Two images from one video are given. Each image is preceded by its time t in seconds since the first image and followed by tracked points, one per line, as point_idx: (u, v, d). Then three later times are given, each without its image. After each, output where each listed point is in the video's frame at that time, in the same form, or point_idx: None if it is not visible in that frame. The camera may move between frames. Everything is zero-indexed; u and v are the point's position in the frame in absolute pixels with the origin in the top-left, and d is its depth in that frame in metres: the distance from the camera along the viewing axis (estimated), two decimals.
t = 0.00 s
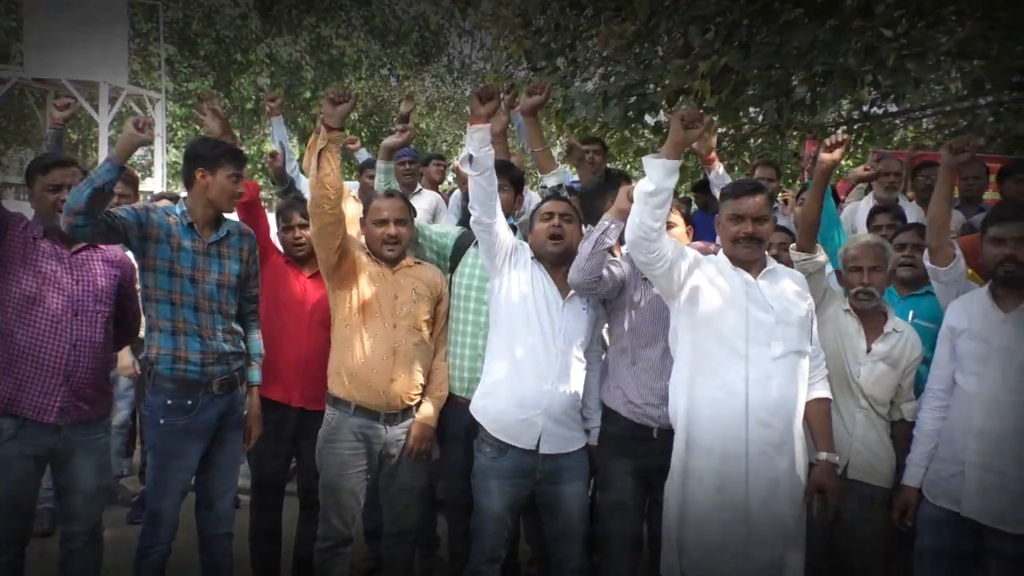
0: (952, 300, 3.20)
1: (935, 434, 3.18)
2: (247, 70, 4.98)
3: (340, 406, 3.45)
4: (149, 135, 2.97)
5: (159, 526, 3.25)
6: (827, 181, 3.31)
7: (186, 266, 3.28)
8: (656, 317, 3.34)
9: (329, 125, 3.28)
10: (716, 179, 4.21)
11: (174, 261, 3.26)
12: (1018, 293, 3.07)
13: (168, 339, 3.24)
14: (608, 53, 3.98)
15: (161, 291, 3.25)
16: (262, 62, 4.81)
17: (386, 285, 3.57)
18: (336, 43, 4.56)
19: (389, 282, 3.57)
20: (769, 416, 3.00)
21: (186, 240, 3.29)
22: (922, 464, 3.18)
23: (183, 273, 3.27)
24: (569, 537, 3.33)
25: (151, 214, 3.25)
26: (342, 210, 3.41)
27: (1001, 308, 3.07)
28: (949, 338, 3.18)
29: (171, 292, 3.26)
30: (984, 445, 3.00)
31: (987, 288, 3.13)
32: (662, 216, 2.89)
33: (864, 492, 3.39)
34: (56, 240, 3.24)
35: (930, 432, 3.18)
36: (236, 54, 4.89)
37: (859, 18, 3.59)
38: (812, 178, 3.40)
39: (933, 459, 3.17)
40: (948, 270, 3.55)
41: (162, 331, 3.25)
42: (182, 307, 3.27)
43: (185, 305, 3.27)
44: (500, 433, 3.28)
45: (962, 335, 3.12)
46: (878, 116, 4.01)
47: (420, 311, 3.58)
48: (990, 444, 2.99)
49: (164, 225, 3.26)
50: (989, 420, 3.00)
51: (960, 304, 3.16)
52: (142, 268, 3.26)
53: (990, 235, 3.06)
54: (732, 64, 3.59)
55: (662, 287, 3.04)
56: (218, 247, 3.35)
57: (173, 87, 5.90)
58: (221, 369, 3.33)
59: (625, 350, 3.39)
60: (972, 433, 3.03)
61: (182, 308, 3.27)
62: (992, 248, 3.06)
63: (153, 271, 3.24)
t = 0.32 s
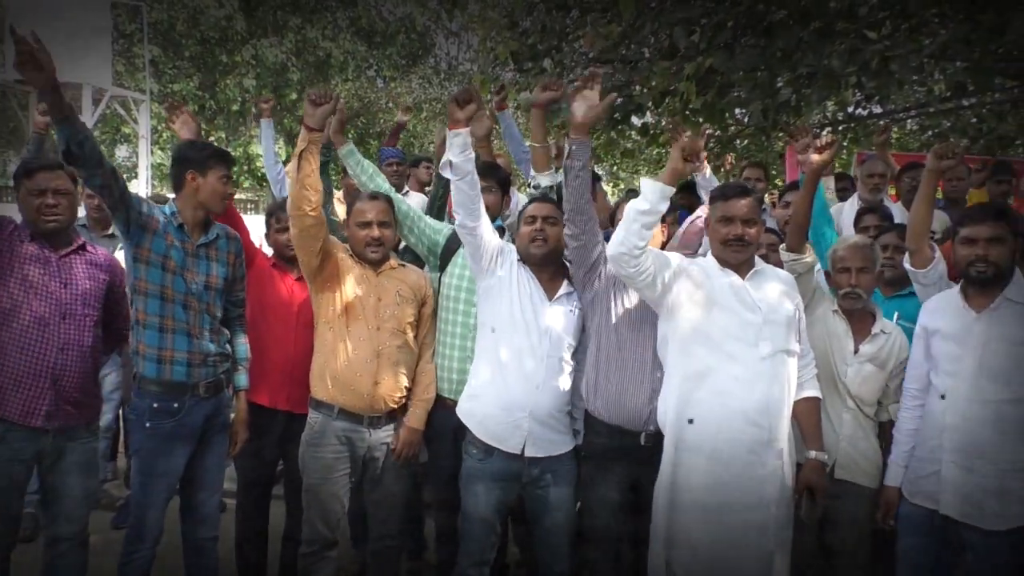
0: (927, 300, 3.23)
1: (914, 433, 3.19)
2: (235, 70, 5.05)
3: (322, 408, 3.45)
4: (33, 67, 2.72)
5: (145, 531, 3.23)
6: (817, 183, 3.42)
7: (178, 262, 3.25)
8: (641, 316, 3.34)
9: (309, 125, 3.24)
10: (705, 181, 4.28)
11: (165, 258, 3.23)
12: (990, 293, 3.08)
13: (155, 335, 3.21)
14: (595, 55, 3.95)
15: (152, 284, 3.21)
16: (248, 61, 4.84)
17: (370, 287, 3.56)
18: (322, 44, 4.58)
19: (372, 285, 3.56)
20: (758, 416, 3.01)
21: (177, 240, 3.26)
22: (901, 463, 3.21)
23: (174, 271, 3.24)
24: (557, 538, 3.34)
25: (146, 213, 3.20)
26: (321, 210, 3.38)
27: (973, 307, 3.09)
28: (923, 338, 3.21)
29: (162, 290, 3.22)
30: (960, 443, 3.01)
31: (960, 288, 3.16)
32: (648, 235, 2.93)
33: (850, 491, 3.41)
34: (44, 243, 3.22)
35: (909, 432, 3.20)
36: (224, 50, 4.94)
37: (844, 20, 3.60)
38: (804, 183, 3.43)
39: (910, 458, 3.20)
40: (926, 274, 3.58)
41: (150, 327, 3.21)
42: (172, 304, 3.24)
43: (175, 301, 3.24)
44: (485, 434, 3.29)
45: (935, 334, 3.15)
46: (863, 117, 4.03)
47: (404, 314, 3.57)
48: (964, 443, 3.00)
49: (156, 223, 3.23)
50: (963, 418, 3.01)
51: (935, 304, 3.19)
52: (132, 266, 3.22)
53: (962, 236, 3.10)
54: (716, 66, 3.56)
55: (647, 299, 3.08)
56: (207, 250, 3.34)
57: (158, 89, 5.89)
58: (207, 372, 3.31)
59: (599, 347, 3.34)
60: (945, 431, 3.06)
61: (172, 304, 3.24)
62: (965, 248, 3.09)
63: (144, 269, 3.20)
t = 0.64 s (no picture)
0: (903, 296, 3.24)
1: (892, 429, 3.19)
2: (231, 67, 5.04)
3: (312, 406, 3.43)
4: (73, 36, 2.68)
5: (140, 528, 3.22)
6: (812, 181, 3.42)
7: (172, 260, 3.24)
8: (638, 311, 3.35)
9: (312, 130, 3.28)
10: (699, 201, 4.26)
11: (159, 255, 3.22)
12: (964, 288, 3.09)
13: (150, 332, 3.21)
14: (591, 52, 3.91)
15: (145, 281, 3.21)
16: (244, 59, 4.84)
17: (361, 282, 3.55)
18: (318, 41, 4.58)
19: (362, 282, 3.55)
20: (753, 409, 3.01)
21: (171, 237, 3.26)
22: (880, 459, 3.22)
23: (168, 268, 3.23)
24: (552, 534, 3.35)
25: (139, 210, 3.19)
26: (305, 210, 3.34)
27: (948, 302, 3.10)
28: (899, 334, 3.23)
29: (155, 287, 3.21)
30: (937, 437, 3.01)
31: (936, 283, 3.17)
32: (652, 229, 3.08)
33: (843, 487, 3.43)
34: (42, 240, 3.21)
35: (887, 428, 3.20)
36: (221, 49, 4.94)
37: (840, 18, 3.59)
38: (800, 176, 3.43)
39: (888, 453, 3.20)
40: (919, 271, 3.59)
41: (144, 323, 3.21)
42: (166, 300, 3.23)
43: (169, 298, 3.24)
44: (476, 430, 3.30)
45: (912, 328, 3.16)
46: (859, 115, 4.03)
47: (395, 311, 3.57)
48: (942, 436, 3.00)
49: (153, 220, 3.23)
50: (940, 411, 3.01)
51: (911, 300, 3.20)
52: (128, 264, 3.22)
53: (939, 230, 3.09)
54: (713, 63, 3.55)
55: (644, 286, 3.14)
56: (203, 246, 3.33)
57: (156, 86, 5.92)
58: (202, 369, 3.30)
59: (593, 343, 3.35)
60: (922, 423, 3.05)
61: (166, 301, 3.23)
62: (941, 242, 3.08)
63: (139, 268, 3.20)
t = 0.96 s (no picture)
0: (877, 295, 3.28)
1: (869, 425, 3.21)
2: (222, 63, 5.01)
3: (297, 406, 3.42)
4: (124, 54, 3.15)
5: (127, 526, 3.21)
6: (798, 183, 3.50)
7: (159, 259, 3.24)
8: (625, 310, 3.38)
9: (302, 133, 3.26)
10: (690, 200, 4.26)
11: (146, 254, 3.22)
12: (935, 285, 3.12)
13: (138, 330, 3.21)
14: (582, 51, 3.98)
15: (132, 280, 3.21)
16: (234, 57, 4.81)
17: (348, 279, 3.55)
18: (309, 39, 4.55)
19: (348, 280, 3.53)
20: (740, 405, 3.03)
21: (158, 235, 3.24)
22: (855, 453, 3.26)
23: (154, 268, 3.23)
24: (540, 532, 3.36)
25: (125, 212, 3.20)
26: (288, 208, 3.36)
27: (919, 300, 3.13)
28: (874, 332, 3.25)
29: (139, 288, 3.21)
30: (915, 433, 3.03)
31: (908, 282, 3.21)
32: (635, 226, 3.08)
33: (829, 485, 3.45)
34: (27, 238, 3.20)
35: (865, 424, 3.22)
36: (211, 46, 4.91)
37: (830, 17, 3.57)
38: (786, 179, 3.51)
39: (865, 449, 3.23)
40: (899, 274, 3.66)
41: (131, 322, 3.21)
42: (153, 299, 3.23)
43: (156, 297, 3.23)
44: (463, 429, 3.31)
45: (886, 326, 3.18)
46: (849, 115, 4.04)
47: (381, 310, 3.57)
48: (918, 432, 3.02)
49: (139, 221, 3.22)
50: (914, 407, 3.03)
51: (884, 298, 3.24)
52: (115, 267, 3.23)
53: (910, 228, 3.13)
54: (705, 63, 3.62)
55: (636, 282, 3.17)
56: (191, 244, 3.31)
57: (146, 82, 5.88)
58: (190, 367, 3.28)
59: (584, 341, 3.40)
60: (898, 421, 3.07)
61: (153, 300, 3.23)
62: (912, 241, 3.12)
63: (123, 271, 3.21)
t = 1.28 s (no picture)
0: (853, 293, 3.30)
1: (847, 421, 3.23)
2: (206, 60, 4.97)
3: (281, 406, 3.41)
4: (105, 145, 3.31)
5: (108, 526, 3.21)
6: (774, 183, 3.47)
7: (137, 262, 3.21)
8: (605, 307, 3.38)
9: (281, 129, 3.27)
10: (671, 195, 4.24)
11: (125, 256, 3.20)
12: (910, 284, 3.15)
13: (120, 333, 3.20)
14: (569, 49, 3.92)
15: (109, 289, 3.20)
16: (219, 53, 4.78)
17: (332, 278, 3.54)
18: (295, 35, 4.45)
19: (331, 278, 3.52)
20: (723, 404, 3.04)
21: (137, 236, 3.21)
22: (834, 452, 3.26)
23: (132, 270, 3.20)
24: (525, 530, 3.37)
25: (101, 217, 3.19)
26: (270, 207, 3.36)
27: (894, 298, 3.16)
28: (851, 329, 3.27)
29: (118, 290, 3.19)
30: (894, 431, 3.06)
31: (882, 280, 3.24)
32: (619, 221, 3.10)
33: (811, 481, 3.48)
34: None
35: (843, 420, 3.24)
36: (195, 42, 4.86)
37: (815, 17, 3.62)
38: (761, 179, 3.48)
39: (840, 447, 3.24)
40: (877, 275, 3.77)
41: (113, 324, 3.20)
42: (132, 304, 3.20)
43: (135, 302, 3.20)
44: (446, 430, 3.31)
45: (861, 325, 3.21)
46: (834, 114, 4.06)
47: (366, 309, 3.56)
48: (899, 430, 3.04)
49: (116, 224, 3.20)
50: (891, 406, 3.05)
51: (860, 296, 3.26)
52: (96, 270, 3.22)
53: (883, 227, 3.15)
54: (691, 61, 3.61)
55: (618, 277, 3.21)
56: (174, 243, 3.28)
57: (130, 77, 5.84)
58: (172, 368, 3.26)
59: (567, 339, 3.41)
60: (878, 418, 3.08)
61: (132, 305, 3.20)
62: (885, 240, 3.16)
63: (103, 274, 3.20)
